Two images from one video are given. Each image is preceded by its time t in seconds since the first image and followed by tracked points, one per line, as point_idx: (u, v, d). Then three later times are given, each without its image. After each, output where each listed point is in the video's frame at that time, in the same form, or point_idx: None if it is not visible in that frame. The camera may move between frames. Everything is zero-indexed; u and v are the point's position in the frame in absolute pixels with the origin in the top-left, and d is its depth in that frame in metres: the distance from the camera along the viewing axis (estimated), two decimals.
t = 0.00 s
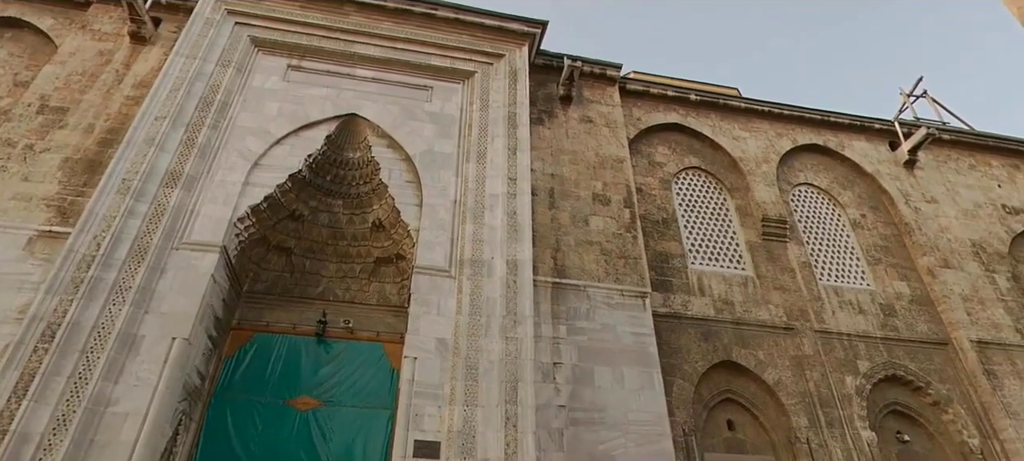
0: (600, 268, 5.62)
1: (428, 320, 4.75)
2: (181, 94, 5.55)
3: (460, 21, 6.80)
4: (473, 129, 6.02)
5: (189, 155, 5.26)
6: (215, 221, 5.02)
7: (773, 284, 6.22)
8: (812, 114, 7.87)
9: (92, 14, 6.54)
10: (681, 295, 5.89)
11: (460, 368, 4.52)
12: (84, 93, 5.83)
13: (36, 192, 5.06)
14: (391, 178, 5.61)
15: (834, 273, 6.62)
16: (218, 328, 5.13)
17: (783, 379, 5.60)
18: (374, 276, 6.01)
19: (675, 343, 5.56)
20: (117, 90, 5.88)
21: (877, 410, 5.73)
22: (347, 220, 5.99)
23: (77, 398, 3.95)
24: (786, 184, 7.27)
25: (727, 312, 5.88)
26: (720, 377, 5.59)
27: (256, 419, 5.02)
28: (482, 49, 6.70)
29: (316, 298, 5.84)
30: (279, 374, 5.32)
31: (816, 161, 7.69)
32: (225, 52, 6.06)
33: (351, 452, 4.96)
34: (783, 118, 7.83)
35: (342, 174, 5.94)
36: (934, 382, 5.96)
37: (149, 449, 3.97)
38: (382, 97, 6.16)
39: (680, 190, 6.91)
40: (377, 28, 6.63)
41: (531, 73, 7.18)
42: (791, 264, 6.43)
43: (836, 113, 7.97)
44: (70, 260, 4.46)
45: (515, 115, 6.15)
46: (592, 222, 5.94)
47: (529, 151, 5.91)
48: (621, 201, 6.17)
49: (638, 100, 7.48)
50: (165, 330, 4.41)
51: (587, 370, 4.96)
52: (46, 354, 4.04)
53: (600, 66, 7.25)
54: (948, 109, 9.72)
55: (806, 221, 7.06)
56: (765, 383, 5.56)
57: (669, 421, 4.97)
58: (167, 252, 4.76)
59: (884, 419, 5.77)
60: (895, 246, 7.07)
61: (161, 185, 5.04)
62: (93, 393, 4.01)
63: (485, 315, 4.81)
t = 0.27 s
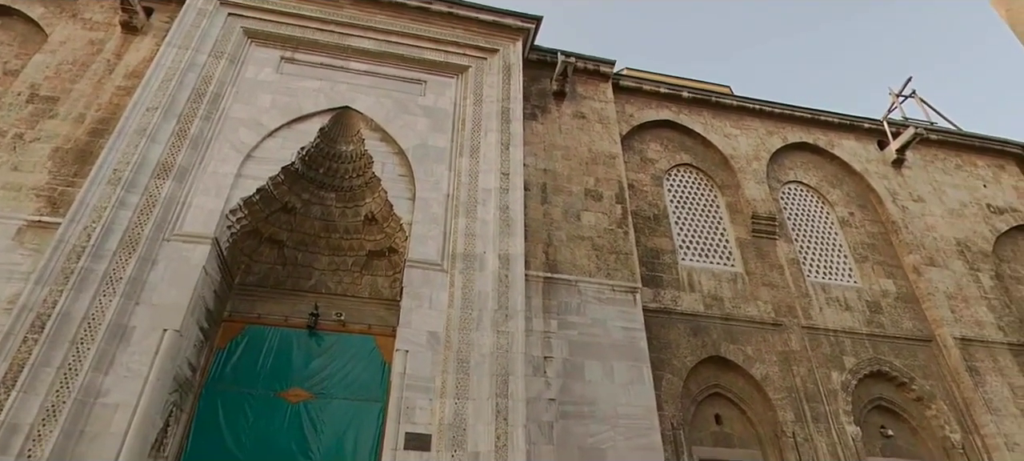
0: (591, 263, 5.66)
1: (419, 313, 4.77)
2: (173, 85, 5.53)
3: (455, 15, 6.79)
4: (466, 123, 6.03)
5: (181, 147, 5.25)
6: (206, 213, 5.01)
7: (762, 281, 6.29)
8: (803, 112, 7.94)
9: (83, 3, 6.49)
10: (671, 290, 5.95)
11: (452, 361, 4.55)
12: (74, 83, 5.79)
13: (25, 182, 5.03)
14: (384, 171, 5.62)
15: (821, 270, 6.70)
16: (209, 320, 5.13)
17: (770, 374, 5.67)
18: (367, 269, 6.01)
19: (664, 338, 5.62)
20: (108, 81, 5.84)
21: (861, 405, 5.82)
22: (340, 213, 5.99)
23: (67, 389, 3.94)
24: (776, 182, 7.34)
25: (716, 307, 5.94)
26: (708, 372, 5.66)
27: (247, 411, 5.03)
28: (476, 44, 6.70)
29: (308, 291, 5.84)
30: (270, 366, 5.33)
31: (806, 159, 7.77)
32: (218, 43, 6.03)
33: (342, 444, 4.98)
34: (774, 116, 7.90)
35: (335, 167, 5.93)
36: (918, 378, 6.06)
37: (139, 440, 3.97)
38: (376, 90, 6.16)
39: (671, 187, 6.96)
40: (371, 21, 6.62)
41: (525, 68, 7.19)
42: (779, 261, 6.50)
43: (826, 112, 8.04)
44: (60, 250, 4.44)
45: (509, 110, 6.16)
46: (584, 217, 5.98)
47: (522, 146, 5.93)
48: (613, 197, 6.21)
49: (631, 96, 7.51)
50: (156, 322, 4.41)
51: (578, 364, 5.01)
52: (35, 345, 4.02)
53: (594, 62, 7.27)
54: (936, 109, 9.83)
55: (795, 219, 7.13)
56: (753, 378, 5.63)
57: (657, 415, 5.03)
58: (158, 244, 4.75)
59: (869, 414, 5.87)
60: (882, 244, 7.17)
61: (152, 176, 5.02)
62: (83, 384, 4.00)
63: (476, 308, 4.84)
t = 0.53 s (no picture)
0: (582, 258, 5.70)
1: (411, 306, 4.79)
2: (165, 76, 5.50)
3: (449, 9, 6.78)
4: (459, 117, 6.04)
5: (173, 138, 5.22)
6: (198, 205, 4.99)
7: (751, 277, 6.35)
8: (794, 110, 8.01)
9: None
10: (661, 286, 6.00)
11: (443, 354, 4.57)
12: (64, 72, 5.75)
13: (14, 171, 4.99)
14: (377, 164, 5.62)
15: (810, 267, 6.78)
16: (200, 312, 5.12)
17: (758, 369, 5.74)
18: (359, 262, 6.02)
19: (654, 333, 5.67)
20: (99, 70, 5.80)
21: (847, 400, 5.91)
22: (332, 206, 5.98)
23: (56, 380, 3.93)
24: (766, 180, 7.40)
25: (705, 303, 6.00)
26: (697, 367, 5.72)
27: (238, 403, 5.04)
28: (470, 38, 6.70)
29: (300, 283, 5.84)
30: (261, 358, 5.33)
31: (796, 157, 7.84)
32: (210, 34, 6.00)
33: (333, 436, 5.01)
34: (765, 114, 7.95)
35: (328, 160, 5.92)
36: (902, 374, 6.16)
37: (129, 432, 3.97)
38: (369, 83, 6.15)
39: (662, 183, 7.00)
40: (365, 13, 6.60)
41: (518, 63, 7.20)
42: (769, 258, 6.57)
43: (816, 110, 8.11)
44: (49, 241, 4.42)
45: (502, 105, 6.17)
46: (576, 212, 6.01)
47: (515, 141, 5.95)
48: (605, 192, 6.25)
49: (624, 93, 7.54)
50: (147, 313, 4.40)
51: (568, 358, 5.05)
52: (23, 335, 4.00)
53: (588, 58, 7.29)
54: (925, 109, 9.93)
55: (785, 216, 7.20)
56: (741, 374, 5.70)
57: (647, 409, 5.08)
58: (149, 235, 4.73)
59: (854, 409, 5.96)
60: (870, 242, 7.25)
61: (143, 166, 5.00)
62: (72, 375, 3.99)
63: (468, 302, 4.87)
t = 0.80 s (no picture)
0: (574, 253, 5.73)
1: (403, 300, 4.80)
2: (156, 66, 5.47)
3: (443, 2, 6.76)
4: (453, 112, 6.03)
5: (163, 128, 5.19)
6: (189, 196, 4.97)
7: (741, 273, 6.41)
8: (785, 108, 8.06)
9: None
10: (652, 281, 6.04)
11: (434, 348, 4.59)
12: (53, 61, 5.69)
13: (3, 161, 4.94)
14: (369, 158, 5.61)
15: (798, 264, 6.85)
16: (191, 304, 5.11)
17: (747, 364, 5.81)
18: (351, 255, 6.02)
19: (644, 328, 5.71)
20: (89, 59, 5.75)
21: (833, 395, 6.00)
22: (325, 199, 5.97)
23: (45, 371, 3.91)
24: (756, 177, 7.46)
25: (695, 299, 6.05)
26: (686, 362, 5.78)
27: (229, 395, 5.04)
28: (464, 32, 6.69)
29: (291, 276, 5.83)
30: (252, 350, 5.32)
31: (786, 154, 7.90)
32: (202, 24, 5.96)
33: (324, 429, 5.02)
34: (757, 112, 8.01)
35: (320, 152, 5.90)
36: (887, 370, 6.25)
37: (118, 423, 3.96)
38: (362, 76, 6.13)
39: (654, 179, 7.04)
40: (358, 6, 6.57)
41: (512, 58, 7.19)
42: (758, 254, 6.63)
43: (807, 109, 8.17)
44: (38, 231, 4.38)
45: (496, 99, 6.17)
46: (568, 208, 6.04)
47: (508, 136, 5.96)
48: (597, 188, 6.28)
49: (617, 89, 7.56)
50: (137, 305, 4.38)
51: (559, 352, 5.08)
52: (12, 326, 3.97)
53: (581, 54, 7.30)
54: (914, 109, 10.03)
55: (774, 213, 7.26)
56: (729, 369, 5.76)
57: (636, 403, 5.13)
58: (140, 226, 4.70)
59: (840, 404, 6.05)
60: (858, 239, 7.33)
61: (134, 157, 4.96)
62: (61, 366, 3.97)
63: (460, 296, 4.88)
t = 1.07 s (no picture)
0: (566, 248, 5.75)
1: (395, 293, 4.81)
2: (146, 56, 5.43)
3: None
4: (446, 105, 6.02)
5: (154, 119, 5.15)
6: (180, 188, 4.93)
7: (731, 269, 6.46)
8: (776, 106, 8.11)
9: None
10: (643, 277, 6.08)
11: (426, 342, 4.59)
12: (42, 49, 5.63)
13: None
14: (362, 150, 5.60)
15: (788, 261, 6.91)
16: (181, 296, 5.08)
17: (735, 359, 5.86)
18: (343, 248, 6.00)
19: (635, 324, 5.75)
20: (78, 48, 5.70)
21: (820, 391, 6.07)
22: (317, 192, 5.94)
23: (33, 362, 3.88)
24: (747, 174, 7.51)
25: (686, 294, 6.10)
26: (676, 357, 5.82)
27: (219, 387, 5.02)
28: (458, 25, 6.66)
29: (283, 269, 5.82)
30: (243, 342, 5.31)
31: (777, 152, 7.95)
32: (193, 14, 5.91)
33: (315, 421, 5.03)
34: (748, 109, 8.05)
35: (312, 144, 5.87)
36: (874, 366, 6.33)
37: (107, 415, 3.95)
38: (355, 69, 6.10)
39: (646, 175, 7.06)
40: None
41: (506, 52, 7.18)
42: (748, 251, 6.69)
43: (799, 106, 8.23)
44: (27, 221, 4.34)
45: (489, 94, 6.17)
46: (561, 203, 6.05)
47: (501, 131, 5.96)
48: (590, 183, 6.30)
49: (611, 84, 7.57)
50: (126, 296, 4.36)
51: (550, 347, 5.11)
52: None
53: (575, 49, 7.30)
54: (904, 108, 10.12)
55: (765, 210, 7.32)
56: (718, 364, 5.82)
57: (626, 397, 5.17)
58: (130, 217, 4.67)
59: (826, 400, 6.12)
60: (847, 237, 7.40)
61: (124, 147, 4.93)
62: (49, 358, 3.94)
63: (452, 289, 4.89)
